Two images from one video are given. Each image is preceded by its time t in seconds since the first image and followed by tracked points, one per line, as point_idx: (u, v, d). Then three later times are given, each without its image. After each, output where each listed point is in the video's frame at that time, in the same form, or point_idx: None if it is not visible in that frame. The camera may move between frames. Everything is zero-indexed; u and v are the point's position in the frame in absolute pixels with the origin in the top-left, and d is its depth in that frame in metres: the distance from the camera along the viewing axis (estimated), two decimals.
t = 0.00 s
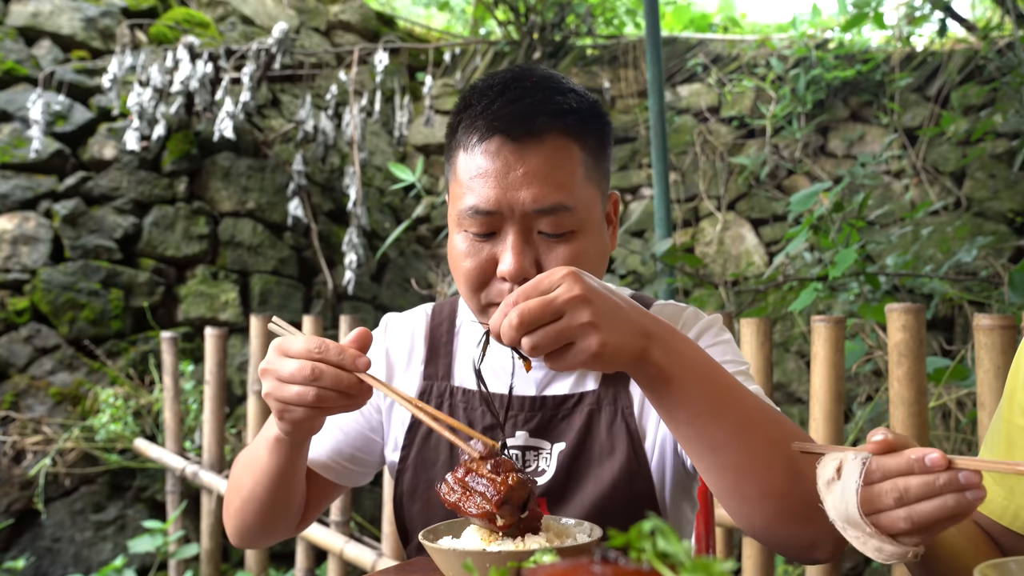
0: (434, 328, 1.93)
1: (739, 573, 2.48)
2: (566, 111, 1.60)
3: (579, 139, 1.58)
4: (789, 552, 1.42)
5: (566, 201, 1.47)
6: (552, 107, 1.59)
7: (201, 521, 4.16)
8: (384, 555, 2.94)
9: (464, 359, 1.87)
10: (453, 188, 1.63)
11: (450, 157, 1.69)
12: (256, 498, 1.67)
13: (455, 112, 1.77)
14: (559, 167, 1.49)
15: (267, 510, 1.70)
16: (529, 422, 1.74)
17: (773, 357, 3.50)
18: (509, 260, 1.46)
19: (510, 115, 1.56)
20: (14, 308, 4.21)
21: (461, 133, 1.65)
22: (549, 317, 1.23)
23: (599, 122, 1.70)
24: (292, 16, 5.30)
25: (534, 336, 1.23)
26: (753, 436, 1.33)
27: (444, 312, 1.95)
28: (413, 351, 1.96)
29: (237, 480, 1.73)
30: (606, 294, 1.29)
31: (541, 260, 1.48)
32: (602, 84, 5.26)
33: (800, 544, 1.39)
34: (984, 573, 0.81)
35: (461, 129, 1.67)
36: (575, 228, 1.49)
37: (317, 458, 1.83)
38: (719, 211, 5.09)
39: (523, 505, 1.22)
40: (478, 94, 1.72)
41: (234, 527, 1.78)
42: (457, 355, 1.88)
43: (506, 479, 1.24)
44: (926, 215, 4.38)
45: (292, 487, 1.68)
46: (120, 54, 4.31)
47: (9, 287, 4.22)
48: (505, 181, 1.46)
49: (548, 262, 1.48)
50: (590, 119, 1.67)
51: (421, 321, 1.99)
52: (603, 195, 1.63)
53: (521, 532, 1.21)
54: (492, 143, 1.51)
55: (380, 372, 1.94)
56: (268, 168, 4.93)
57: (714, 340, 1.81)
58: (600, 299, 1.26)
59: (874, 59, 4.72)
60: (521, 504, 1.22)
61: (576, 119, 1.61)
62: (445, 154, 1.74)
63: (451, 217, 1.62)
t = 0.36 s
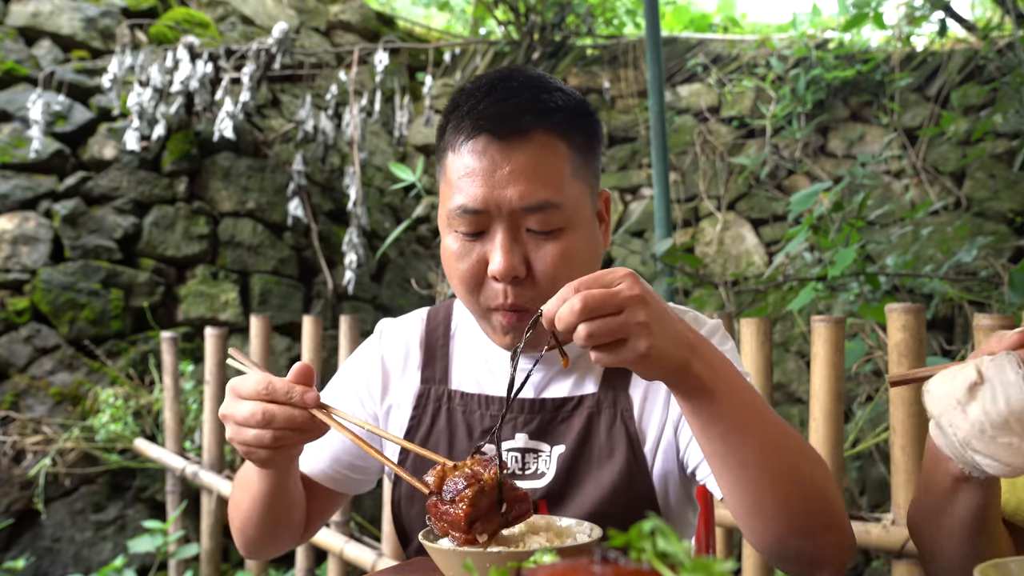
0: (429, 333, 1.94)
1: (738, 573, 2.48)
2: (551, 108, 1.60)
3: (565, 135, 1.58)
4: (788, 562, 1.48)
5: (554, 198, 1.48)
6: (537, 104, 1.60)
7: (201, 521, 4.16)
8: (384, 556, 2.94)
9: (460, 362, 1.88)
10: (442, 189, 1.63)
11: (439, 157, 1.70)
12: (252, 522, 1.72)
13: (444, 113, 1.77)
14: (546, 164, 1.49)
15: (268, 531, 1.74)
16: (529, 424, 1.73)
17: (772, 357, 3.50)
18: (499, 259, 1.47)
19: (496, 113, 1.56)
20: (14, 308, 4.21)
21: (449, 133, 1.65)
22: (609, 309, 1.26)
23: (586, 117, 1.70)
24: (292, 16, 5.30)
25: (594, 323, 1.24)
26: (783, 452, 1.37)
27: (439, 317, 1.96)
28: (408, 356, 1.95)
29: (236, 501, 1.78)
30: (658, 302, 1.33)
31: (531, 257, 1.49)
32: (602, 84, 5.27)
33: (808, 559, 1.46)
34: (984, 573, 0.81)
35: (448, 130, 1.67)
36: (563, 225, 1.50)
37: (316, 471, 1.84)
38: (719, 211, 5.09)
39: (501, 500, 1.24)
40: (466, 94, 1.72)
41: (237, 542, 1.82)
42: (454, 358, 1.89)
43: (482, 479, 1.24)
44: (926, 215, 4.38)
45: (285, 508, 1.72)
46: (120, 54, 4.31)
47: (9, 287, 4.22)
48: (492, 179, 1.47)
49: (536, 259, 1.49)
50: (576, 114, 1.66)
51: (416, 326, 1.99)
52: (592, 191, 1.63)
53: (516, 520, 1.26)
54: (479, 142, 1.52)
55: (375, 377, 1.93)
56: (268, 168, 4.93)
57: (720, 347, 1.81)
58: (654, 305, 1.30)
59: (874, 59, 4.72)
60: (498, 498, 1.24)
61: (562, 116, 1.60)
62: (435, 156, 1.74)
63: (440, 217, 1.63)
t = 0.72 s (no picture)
0: (426, 333, 1.93)
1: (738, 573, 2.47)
2: (539, 106, 1.61)
3: (555, 132, 1.59)
4: (805, 552, 1.47)
5: (546, 192, 1.49)
6: (525, 102, 1.61)
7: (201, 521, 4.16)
8: (383, 556, 2.94)
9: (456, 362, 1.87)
10: (434, 191, 1.63)
11: (429, 160, 1.70)
12: (244, 484, 1.67)
13: (432, 116, 1.78)
14: (537, 160, 1.51)
15: (255, 503, 1.69)
16: (527, 421, 1.73)
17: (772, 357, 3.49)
18: (494, 255, 1.47)
19: (485, 112, 1.57)
20: (14, 308, 4.21)
21: (439, 134, 1.65)
22: (607, 300, 1.29)
23: (574, 114, 1.71)
24: (292, 16, 5.30)
25: (592, 311, 1.27)
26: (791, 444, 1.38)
27: (436, 317, 1.96)
28: (405, 356, 1.93)
29: (225, 470, 1.73)
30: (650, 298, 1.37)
31: (526, 252, 1.50)
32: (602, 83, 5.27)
33: (818, 548, 1.46)
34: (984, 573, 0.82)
35: (438, 131, 1.68)
36: (555, 219, 1.51)
37: (308, 458, 1.82)
38: (719, 211, 5.09)
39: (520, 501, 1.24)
40: (453, 95, 1.72)
41: (217, 522, 1.77)
42: (452, 358, 1.88)
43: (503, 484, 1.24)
44: (926, 215, 4.38)
45: (281, 482, 1.68)
46: (119, 54, 4.31)
47: (9, 287, 4.23)
48: (484, 176, 1.48)
49: (531, 253, 1.49)
50: (564, 112, 1.67)
51: (412, 325, 1.98)
52: (582, 187, 1.64)
53: (530, 522, 1.24)
54: (470, 140, 1.52)
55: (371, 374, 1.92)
56: (268, 168, 4.93)
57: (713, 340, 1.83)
58: (650, 303, 1.34)
59: (874, 59, 4.72)
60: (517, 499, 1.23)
61: (550, 113, 1.61)
62: (424, 158, 1.74)
63: (433, 217, 1.63)
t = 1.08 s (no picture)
0: (418, 338, 1.92)
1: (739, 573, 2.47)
2: (522, 105, 1.61)
3: (539, 131, 1.59)
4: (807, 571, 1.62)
5: (533, 191, 1.49)
6: (508, 103, 1.61)
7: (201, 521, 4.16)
8: (383, 556, 2.94)
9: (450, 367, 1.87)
10: (421, 196, 1.63)
11: (415, 164, 1.70)
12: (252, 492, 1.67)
13: (416, 121, 1.77)
14: (523, 160, 1.51)
15: (262, 512, 1.69)
16: (522, 424, 1.73)
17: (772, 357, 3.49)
18: (483, 255, 1.47)
19: (469, 114, 1.58)
20: (14, 308, 4.21)
21: (424, 138, 1.65)
22: (699, 337, 1.37)
23: (557, 112, 1.71)
24: (292, 16, 5.30)
25: (691, 347, 1.36)
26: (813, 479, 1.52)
27: (427, 322, 1.95)
28: (398, 360, 1.92)
29: (230, 481, 1.73)
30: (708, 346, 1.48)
31: (516, 251, 1.50)
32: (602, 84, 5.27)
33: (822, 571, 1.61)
34: (984, 573, 0.82)
35: (422, 136, 1.67)
36: (545, 217, 1.51)
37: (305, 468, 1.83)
38: (718, 211, 5.09)
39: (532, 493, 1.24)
40: (436, 98, 1.72)
41: (221, 531, 1.77)
42: (445, 361, 1.88)
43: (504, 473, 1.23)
44: (926, 215, 4.38)
45: (289, 489, 1.68)
46: (119, 54, 4.31)
47: (9, 287, 4.23)
48: (471, 177, 1.48)
49: (522, 251, 1.50)
50: (547, 109, 1.67)
51: (404, 329, 1.96)
52: (568, 185, 1.64)
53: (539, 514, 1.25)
54: (455, 143, 1.53)
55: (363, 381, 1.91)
56: (268, 169, 4.93)
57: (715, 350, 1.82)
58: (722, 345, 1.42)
59: (874, 59, 4.72)
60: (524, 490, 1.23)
61: (534, 112, 1.62)
62: (410, 163, 1.74)
63: (421, 222, 1.62)
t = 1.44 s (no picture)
0: (418, 339, 1.93)
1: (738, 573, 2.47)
2: (530, 109, 1.61)
3: (546, 134, 1.60)
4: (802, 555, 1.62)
5: (543, 193, 1.49)
6: (516, 106, 1.61)
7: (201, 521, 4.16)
8: (384, 556, 2.94)
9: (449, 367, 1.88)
10: (426, 198, 1.63)
11: (419, 166, 1.69)
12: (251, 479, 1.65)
13: (418, 123, 1.76)
14: (533, 162, 1.51)
15: (260, 499, 1.67)
16: (521, 423, 1.73)
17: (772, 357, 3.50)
18: (494, 256, 1.46)
19: (476, 116, 1.57)
20: (14, 308, 4.21)
21: (430, 139, 1.64)
22: (658, 329, 1.34)
23: (560, 116, 1.72)
24: (292, 16, 5.30)
25: (648, 338, 1.32)
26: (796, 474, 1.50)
27: (426, 323, 1.96)
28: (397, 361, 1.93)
29: (228, 471, 1.71)
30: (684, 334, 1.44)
31: (526, 253, 1.49)
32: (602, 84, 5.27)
33: (814, 553, 1.61)
34: (985, 573, 0.81)
35: (428, 137, 1.66)
36: (553, 220, 1.51)
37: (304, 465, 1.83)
38: (719, 211, 5.09)
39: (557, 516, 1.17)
40: (441, 101, 1.71)
41: (218, 529, 1.75)
42: (444, 361, 1.89)
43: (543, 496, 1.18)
44: (926, 215, 4.38)
45: (286, 479, 1.67)
46: (120, 54, 4.32)
47: (9, 287, 4.23)
48: (482, 179, 1.47)
49: (532, 254, 1.49)
50: (552, 114, 1.68)
51: (404, 331, 1.97)
52: (572, 189, 1.65)
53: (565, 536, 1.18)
54: (465, 145, 1.52)
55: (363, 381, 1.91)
56: (268, 168, 4.93)
57: (713, 348, 1.83)
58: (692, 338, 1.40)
59: (874, 59, 4.72)
60: (555, 515, 1.17)
61: (541, 116, 1.62)
62: (413, 165, 1.73)
63: (427, 223, 1.61)
